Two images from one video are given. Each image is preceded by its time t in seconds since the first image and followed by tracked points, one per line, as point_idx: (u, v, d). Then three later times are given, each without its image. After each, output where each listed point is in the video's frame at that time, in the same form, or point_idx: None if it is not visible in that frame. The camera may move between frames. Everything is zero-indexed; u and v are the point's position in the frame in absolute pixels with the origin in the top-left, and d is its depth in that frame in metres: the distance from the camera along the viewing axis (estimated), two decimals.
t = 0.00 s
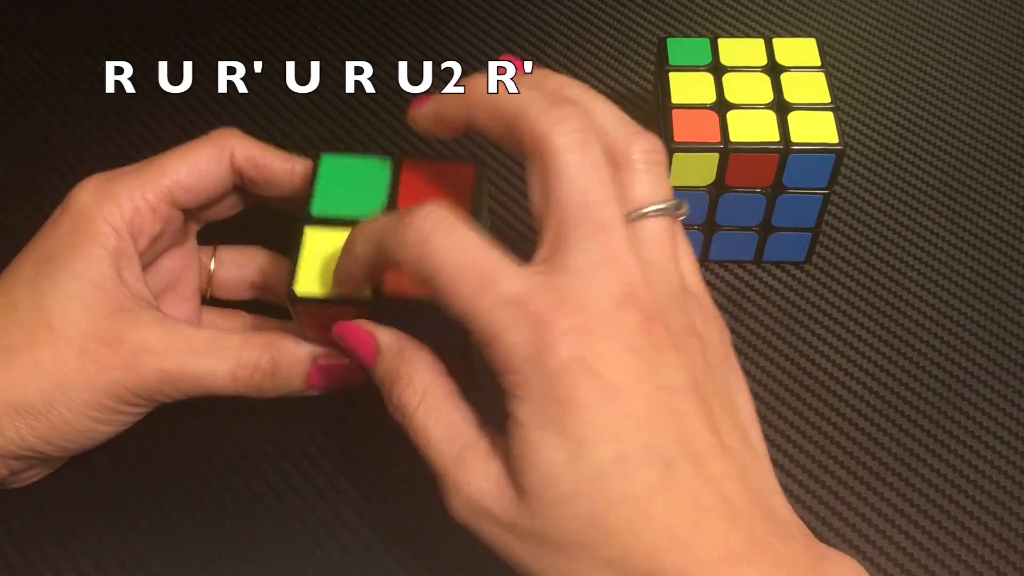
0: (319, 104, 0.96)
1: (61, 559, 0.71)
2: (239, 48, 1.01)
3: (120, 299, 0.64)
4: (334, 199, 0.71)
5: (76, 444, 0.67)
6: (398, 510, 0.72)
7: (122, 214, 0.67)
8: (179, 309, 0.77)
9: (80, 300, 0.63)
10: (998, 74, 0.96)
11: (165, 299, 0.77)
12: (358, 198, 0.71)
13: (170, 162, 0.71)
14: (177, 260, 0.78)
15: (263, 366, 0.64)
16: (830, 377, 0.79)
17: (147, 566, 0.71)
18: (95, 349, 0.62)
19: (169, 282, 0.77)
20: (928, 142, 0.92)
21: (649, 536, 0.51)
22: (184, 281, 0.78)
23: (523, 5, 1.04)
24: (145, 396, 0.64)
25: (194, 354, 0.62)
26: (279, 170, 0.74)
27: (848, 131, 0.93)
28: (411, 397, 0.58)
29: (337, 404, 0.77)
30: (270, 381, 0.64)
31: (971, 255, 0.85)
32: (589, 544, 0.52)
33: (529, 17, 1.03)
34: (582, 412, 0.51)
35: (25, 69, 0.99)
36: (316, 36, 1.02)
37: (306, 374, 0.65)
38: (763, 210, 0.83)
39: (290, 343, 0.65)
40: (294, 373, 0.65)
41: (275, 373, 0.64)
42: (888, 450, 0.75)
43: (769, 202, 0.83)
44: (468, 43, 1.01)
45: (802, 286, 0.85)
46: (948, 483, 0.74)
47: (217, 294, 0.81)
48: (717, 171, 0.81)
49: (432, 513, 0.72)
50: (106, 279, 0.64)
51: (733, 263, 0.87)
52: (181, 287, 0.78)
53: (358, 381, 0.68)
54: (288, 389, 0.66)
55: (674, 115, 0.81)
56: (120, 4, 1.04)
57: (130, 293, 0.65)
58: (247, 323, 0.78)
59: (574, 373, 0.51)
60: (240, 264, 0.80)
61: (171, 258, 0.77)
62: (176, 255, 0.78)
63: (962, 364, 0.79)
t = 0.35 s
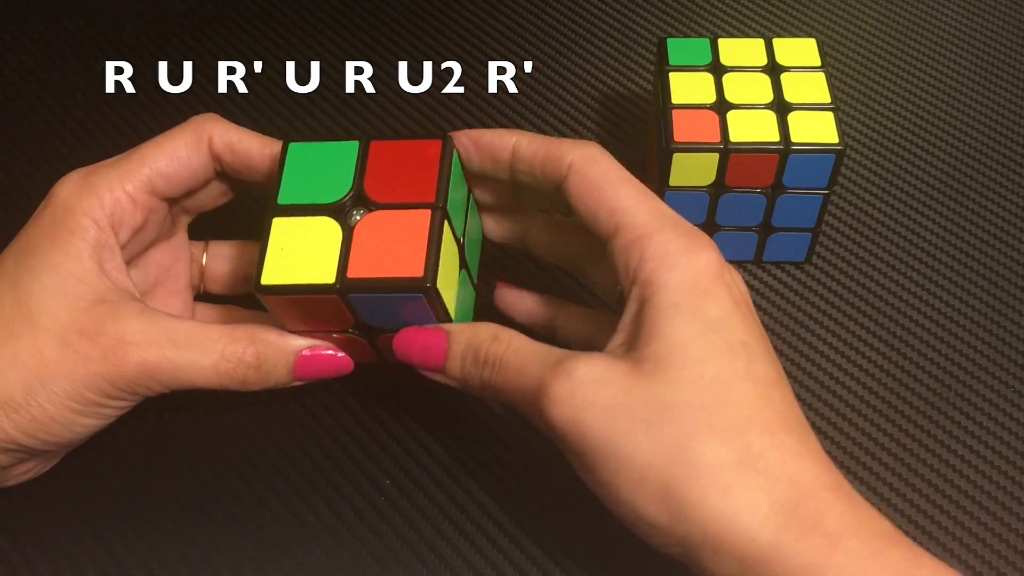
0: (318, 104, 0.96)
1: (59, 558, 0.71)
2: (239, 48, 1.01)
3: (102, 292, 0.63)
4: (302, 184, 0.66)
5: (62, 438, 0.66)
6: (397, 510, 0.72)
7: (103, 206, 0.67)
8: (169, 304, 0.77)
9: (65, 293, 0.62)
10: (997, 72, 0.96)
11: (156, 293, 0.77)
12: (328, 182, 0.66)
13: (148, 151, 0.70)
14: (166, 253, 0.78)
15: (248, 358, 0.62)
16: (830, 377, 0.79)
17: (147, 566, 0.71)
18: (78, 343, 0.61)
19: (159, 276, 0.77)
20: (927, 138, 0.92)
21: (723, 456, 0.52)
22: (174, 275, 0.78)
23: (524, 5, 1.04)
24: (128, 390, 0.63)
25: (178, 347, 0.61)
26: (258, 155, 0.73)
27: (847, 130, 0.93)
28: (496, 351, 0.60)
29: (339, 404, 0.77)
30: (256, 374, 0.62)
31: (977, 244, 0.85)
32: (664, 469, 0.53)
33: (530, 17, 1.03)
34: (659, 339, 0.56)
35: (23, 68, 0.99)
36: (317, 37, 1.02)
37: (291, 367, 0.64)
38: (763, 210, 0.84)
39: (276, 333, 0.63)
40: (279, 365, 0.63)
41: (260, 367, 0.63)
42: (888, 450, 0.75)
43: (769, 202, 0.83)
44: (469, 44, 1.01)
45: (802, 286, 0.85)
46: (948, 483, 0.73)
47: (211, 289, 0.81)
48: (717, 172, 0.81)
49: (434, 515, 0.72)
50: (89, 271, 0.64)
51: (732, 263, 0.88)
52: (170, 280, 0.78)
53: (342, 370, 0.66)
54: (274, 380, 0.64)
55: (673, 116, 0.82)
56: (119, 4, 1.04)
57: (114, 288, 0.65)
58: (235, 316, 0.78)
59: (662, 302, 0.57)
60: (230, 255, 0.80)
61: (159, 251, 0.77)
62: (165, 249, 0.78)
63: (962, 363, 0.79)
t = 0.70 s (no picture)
0: (318, 104, 0.96)
1: (56, 558, 0.70)
2: (239, 48, 1.01)
3: (106, 290, 0.63)
4: (303, 176, 0.65)
5: (64, 437, 0.66)
6: (397, 509, 0.71)
7: (105, 202, 0.67)
8: (171, 301, 0.76)
9: (67, 290, 0.62)
10: (996, 70, 0.97)
11: (158, 290, 0.76)
12: (329, 176, 0.65)
13: (150, 147, 0.71)
14: (169, 250, 0.78)
15: (251, 355, 0.61)
16: (831, 377, 0.79)
17: (144, 565, 0.70)
18: (80, 341, 0.61)
19: (161, 272, 0.77)
20: (925, 139, 0.92)
21: (728, 451, 0.52)
22: (177, 272, 0.78)
23: (524, 6, 1.04)
24: (132, 387, 0.63)
25: (184, 346, 0.60)
26: (259, 150, 0.74)
27: (847, 130, 0.94)
28: (465, 380, 0.57)
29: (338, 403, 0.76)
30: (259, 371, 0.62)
31: (976, 246, 0.85)
32: (669, 472, 0.52)
33: (530, 18, 1.03)
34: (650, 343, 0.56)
35: (23, 68, 0.99)
36: (317, 37, 1.02)
37: (294, 361, 0.63)
38: (763, 211, 0.84)
39: (279, 330, 0.63)
40: (283, 362, 0.63)
41: (263, 362, 0.62)
42: (888, 450, 0.75)
43: (769, 203, 0.83)
44: (469, 44, 1.01)
45: (802, 287, 0.85)
46: (948, 483, 0.73)
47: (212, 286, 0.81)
48: (717, 172, 0.81)
49: (432, 514, 0.71)
50: (92, 268, 0.64)
51: (732, 263, 0.88)
52: (173, 277, 0.77)
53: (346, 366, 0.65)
54: (276, 377, 0.63)
55: (673, 115, 0.82)
56: (120, 5, 1.04)
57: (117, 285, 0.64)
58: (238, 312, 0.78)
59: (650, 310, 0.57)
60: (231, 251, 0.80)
61: (162, 248, 0.77)
62: (167, 245, 0.78)
63: (962, 364, 0.79)
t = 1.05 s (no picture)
0: (318, 104, 0.96)
1: (59, 559, 0.70)
2: (239, 48, 1.01)
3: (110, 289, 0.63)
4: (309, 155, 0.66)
5: (70, 437, 0.66)
6: (399, 510, 0.71)
7: (120, 201, 0.67)
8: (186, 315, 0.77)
9: (72, 287, 0.62)
10: (998, 74, 0.96)
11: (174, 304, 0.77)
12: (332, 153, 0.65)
13: (177, 166, 0.71)
14: (185, 266, 0.78)
15: (250, 342, 0.61)
16: (831, 377, 0.79)
17: (146, 565, 0.70)
18: (80, 336, 0.61)
19: (176, 287, 0.77)
20: (925, 139, 0.92)
21: (725, 429, 0.52)
22: (191, 288, 0.78)
23: (524, 6, 1.04)
24: (133, 384, 0.63)
25: (178, 337, 0.60)
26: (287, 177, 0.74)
27: (847, 130, 0.94)
28: (496, 329, 0.59)
29: (339, 404, 0.77)
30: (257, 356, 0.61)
31: (975, 245, 0.85)
32: (664, 436, 0.52)
33: (530, 17, 1.03)
34: (671, 318, 0.56)
35: (23, 69, 0.99)
36: (317, 37, 1.02)
37: (298, 344, 0.62)
38: (763, 211, 0.84)
39: (279, 314, 0.62)
40: (282, 345, 0.61)
41: (263, 348, 0.61)
42: (888, 450, 0.75)
43: (769, 203, 0.83)
44: (469, 44, 1.01)
45: (803, 286, 0.85)
46: (948, 483, 0.73)
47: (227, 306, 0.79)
48: (717, 172, 0.81)
49: (433, 514, 0.71)
50: (101, 268, 0.64)
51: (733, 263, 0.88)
52: (188, 293, 0.78)
53: (347, 344, 0.64)
54: (282, 365, 0.62)
55: (673, 115, 0.82)
56: (119, 5, 1.04)
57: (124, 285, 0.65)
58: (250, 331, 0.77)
59: (679, 292, 0.58)
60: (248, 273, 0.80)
61: (178, 264, 0.78)
62: (183, 260, 0.78)
63: (962, 364, 0.79)
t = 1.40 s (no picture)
0: (319, 104, 0.96)
1: (59, 559, 0.70)
2: (239, 48, 1.01)
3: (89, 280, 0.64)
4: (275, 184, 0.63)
5: (37, 426, 0.66)
6: (398, 510, 0.71)
7: (112, 198, 0.69)
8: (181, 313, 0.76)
9: (44, 274, 0.63)
10: (1002, 78, 0.96)
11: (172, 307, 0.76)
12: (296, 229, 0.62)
13: (182, 167, 0.73)
14: (186, 268, 0.78)
15: (219, 320, 0.60)
16: (831, 378, 0.78)
17: (146, 566, 0.69)
18: (43, 319, 0.61)
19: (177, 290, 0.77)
20: (926, 139, 0.92)
21: (672, 513, 0.49)
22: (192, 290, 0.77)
23: (524, 6, 1.04)
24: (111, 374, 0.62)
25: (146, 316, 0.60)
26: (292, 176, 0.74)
27: (848, 130, 0.93)
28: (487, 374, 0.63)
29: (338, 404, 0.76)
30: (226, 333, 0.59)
31: (976, 246, 0.85)
32: (609, 524, 0.51)
33: (530, 17, 1.03)
34: (600, 382, 0.51)
35: (25, 70, 0.99)
36: (317, 37, 1.02)
37: (267, 324, 0.60)
38: (763, 210, 0.84)
39: (250, 297, 0.61)
40: (251, 323, 0.60)
41: (233, 326, 0.59)
42: (889, 451, 0.74)
43: (769, 203, 0.83)
44: (469, 44, 1.01)
45: (802, 286, 0.84)
46: (948, 483, 0.73)
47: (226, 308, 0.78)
48: (717, 172, 0.81)
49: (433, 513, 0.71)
50: (86, 260, 0.65)
51: (733, 263, 0.87)
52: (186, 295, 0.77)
53: (321, 330, 0.62)
54: (252, 349, 0.60)
55: (673, 116, 0.81)
56: (120, 6, 1.04)
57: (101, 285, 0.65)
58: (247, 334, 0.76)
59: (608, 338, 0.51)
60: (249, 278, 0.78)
61: (180, 267, 0.78)
62: (185, 263, 0.78)
63: (962, 364, 0.79)
